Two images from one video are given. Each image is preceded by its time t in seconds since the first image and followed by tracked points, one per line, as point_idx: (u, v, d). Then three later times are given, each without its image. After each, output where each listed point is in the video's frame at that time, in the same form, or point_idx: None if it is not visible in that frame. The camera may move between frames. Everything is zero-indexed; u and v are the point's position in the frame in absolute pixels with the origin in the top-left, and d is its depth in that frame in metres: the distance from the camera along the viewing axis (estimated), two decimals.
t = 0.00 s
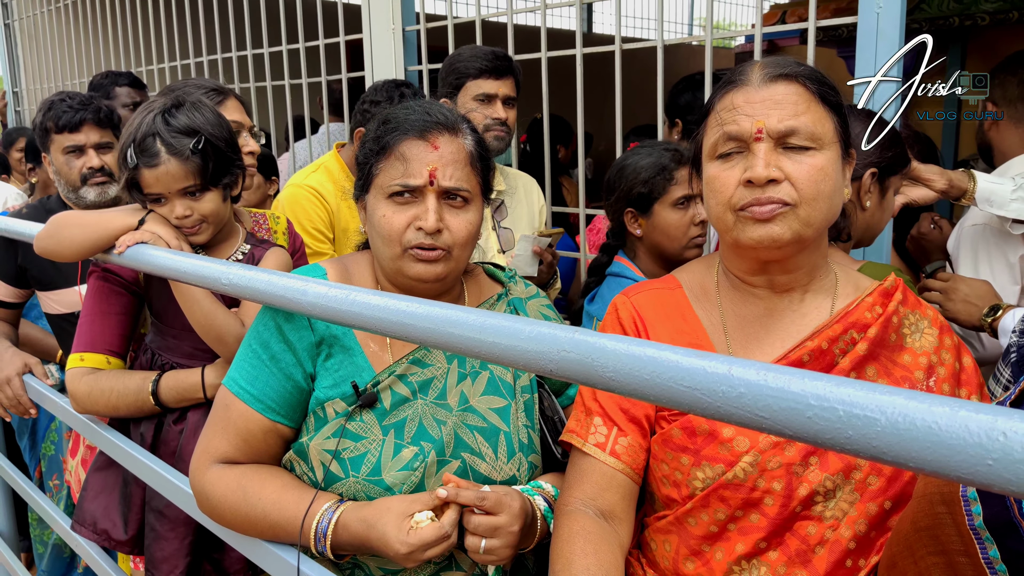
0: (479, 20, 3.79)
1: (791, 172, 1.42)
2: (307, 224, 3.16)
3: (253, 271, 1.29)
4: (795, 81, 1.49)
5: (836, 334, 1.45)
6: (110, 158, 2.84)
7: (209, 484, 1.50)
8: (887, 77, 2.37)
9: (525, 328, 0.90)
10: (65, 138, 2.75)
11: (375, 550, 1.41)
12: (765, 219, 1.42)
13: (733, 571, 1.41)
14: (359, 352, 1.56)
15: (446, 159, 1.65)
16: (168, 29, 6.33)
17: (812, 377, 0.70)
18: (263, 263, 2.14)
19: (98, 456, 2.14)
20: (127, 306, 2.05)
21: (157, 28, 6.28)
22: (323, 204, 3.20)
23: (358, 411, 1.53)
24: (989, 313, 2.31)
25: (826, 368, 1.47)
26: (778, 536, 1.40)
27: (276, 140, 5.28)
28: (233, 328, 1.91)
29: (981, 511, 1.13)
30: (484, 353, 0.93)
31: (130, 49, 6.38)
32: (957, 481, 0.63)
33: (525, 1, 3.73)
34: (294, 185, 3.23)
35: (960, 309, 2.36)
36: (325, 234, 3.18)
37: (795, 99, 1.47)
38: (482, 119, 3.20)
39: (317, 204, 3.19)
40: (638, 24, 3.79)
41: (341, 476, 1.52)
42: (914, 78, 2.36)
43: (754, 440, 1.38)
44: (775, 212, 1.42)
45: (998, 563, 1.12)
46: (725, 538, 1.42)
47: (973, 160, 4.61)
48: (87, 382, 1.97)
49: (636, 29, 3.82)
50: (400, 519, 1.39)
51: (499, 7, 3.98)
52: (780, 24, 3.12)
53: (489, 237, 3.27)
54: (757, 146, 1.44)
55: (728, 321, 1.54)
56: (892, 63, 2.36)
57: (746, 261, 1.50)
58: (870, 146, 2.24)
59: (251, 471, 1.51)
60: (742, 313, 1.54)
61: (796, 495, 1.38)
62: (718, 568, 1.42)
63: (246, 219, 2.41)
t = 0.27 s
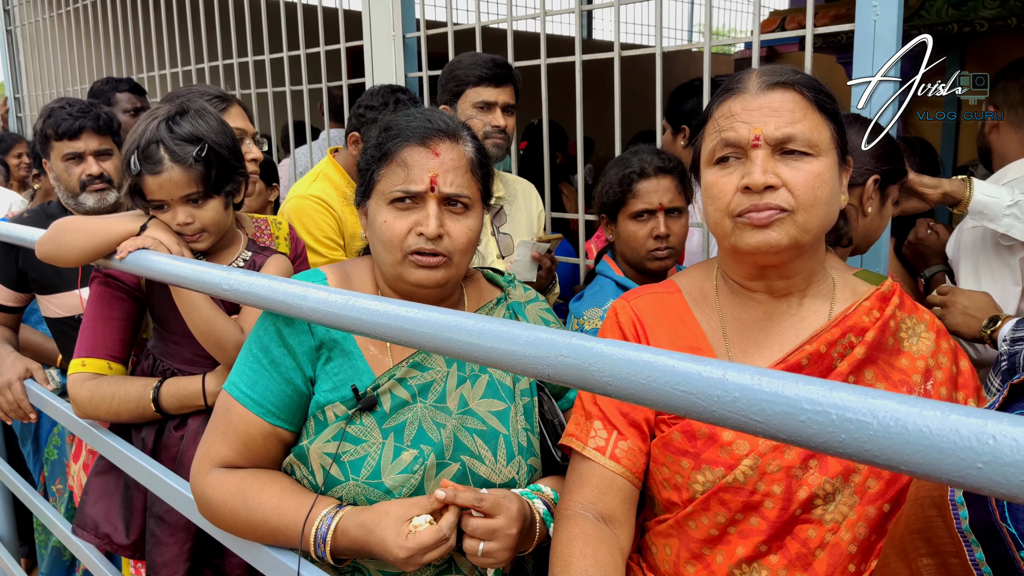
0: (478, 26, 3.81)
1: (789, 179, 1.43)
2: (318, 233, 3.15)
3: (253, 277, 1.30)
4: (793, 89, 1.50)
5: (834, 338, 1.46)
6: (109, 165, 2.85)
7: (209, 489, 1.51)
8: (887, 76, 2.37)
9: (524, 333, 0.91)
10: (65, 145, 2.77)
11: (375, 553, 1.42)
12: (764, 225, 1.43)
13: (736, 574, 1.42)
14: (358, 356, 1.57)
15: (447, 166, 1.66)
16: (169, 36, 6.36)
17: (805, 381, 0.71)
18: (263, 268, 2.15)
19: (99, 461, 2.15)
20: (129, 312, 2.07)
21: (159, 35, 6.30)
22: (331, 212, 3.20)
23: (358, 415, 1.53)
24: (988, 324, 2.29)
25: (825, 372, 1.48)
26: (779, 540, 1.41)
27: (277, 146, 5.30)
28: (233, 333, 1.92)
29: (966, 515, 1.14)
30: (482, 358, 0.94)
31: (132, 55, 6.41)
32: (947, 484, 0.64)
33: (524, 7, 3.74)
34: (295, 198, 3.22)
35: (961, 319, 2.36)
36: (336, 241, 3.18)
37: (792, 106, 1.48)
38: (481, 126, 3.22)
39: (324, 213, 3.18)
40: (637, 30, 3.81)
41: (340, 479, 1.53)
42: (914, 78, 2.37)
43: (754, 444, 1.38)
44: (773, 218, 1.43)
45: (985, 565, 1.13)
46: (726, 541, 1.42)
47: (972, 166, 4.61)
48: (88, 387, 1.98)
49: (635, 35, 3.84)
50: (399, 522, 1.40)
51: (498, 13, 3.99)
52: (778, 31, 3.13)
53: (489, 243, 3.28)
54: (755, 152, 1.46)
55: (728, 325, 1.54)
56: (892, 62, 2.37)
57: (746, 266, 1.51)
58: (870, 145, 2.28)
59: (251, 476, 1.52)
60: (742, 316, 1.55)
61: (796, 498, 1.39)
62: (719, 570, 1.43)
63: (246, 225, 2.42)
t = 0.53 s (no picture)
0: (479, 30, 3.82)
1: (791, 182, 1.44)
2: (328, 237, 3.15)
3: (254, 280, 1.31)
4: (795, 93, 1.50)
5: (837, 340, 1.46)
6: (109, 170, 2.86)
7: (211, 491, 1.51)
8: (887, 76, 2.38)
9: (524, 335, 0.91)
10: (66, 151, 2.78)
11: (377, 555, 1.42)
12: (767, 228, 1.44)
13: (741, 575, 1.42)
14: (359, 359, 1.57)
15: (450, 169, 1.67)
16: (170, 41, 6.38)
17: (805, 382, 0.72)
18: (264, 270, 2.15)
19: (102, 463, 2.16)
20: (133, 317, 2.08)
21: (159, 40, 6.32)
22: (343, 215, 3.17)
23: (358, 416, 1.54)
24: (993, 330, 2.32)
25: (828, 373, 1.48)
26: (783, 541, 1.41)
27: (278, 150, 5.31)
28: (235, 335, 1.92)
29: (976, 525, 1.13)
30: (483, 360, 0.94)
31: (132, 59, 6.43)
32: (946, 484, 0.64)
33: (524, 11, 3.75)
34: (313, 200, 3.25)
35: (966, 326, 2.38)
36: (346, 244, 3.15)
37: (795, 110, 1.48)
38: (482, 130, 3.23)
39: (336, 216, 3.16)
40: (637, 34, 3.82)
41: (341, 481, 1.53)
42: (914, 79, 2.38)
43: (758, 445, 1.39)
44: (776, 221, 1.43)
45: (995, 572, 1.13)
46: (730, 542, 1.42)
47: (972, 169, 4.62)
48: (92, 391, 1.99)
49: (635, 39, 3.85)
50: (400, 523, 1.40)
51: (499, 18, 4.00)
52: (777, 36, 3.15)
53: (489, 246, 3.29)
54: (757, 156, 1.46)
55: (731, 327, 1.55)
56: (892, 62, 2.37)
57: (748, 268, 1.52)
58: (870, 145, 2.29)
59: (252, 477, 1.52)
60: (744, 318, 1.55)
61: (800, 499, 1.39)
62: (723, 572, 1.43)
63: (246, 228, 2.42)
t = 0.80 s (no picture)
0: (479, 30, 3.82)
1: (795, 180, 1.44)
2: (334, 229, 3.14)
3: (255, 278, 1.31)
4: (800, 90, 1.50)
5: (839, 339, 1.47)
6: (110, 171, 2.86)
7: (211, 489, 1.52)
8: (887, 76, 2.38)
9: (524, 332, 0.91)
10: (66, 152, 2.77)
11: (377, 553, 1.42)
12: (772, 225, 1.44)
13: (744, 574, 1.42)
14: (359, 357, 1.57)
15: (446, 167, 1.67)
16: (170, 41, 6.39)
17: (804, 378, 0.72)
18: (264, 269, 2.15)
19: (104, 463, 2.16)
20: (135, 317, 2.08)
21: (159, 39, 6.32)
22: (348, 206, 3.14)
23: (358, 414, 1.54)
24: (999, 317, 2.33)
25: (830, 372, 1.48)
26: (787, 540, 1.41)
27: (278, 149, 5.31)
28: (236, 332, 1.93)
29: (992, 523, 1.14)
30: (483, 357, 0.94)
31: (132, 59, 6.44)
32: (945, 480, 0.64)
33: (525, 11, 3.76)
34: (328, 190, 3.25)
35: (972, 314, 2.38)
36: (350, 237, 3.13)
37: (799, 108, 1.48)
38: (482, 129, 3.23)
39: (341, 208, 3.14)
40: (637, 34, 3.82)
41: (340, 479, 1.53)
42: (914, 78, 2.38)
43: (761, 444, 1.39)
44: (782, 218, 1.44)
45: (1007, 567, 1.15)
46: (733, 542, 1.43)
47: (972, 169, 4.63)
48: (96, 391, 1.99)
49: (635, 39, 3.85)
50: (400, 521, 1.41)
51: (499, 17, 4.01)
52: (778, 35, 3.15)
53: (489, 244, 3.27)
54: (761, 154, 1.46)
55: (733, 325, 1.55)
56: (892, 63, 2.38)
57: (751, 266, 1.52)
58: (870, 145, 2.30)
59: (252, 476, 1.53)
60: (746, 317, 1.55)
61: (803, 498, 1.39)
62: (726, 571, 1.43)
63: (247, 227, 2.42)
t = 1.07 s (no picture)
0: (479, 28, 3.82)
1: (797, 179, 1.44)
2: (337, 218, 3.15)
3: (254, 277, 1.31)
4: (801, 90, 1.50)
5: (839, 338, 1.47)
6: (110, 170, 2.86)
7: (211, 487, 1.52)
8: (887, 77, 2.38)
9: (523, 331, 0.91)
10: (66, 151, 2.78)
11: (377, 552, 1.42)
12: (773, 224, 1.44)
13: (745, 573, 1.42)
14: (358, 355, 1.57)
15: (443, 168, 1.67)
16: (170, 39, 6.39)
17: (800, 376, 0.72)
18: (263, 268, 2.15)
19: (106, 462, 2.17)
20: (134, 315, 2.08)
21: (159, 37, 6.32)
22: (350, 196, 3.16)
23: (358, 413, 1.54)
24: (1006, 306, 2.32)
25: (830, 371, 1.49)
26: (788, 539, 1.41)
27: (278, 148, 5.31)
28: (236, 331, 1.93)
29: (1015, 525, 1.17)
30: (482, 356, 0.95)
31: (132, 58, 6.43)
32: (941, 477, 0.64)
33: (525, 9, 3.75)
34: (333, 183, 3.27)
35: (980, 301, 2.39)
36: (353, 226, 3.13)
37: (800, 107, 1.48)
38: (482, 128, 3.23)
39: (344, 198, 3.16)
40: (637, 32, 3.81)
41: (340, 477, 1.53)
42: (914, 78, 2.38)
43: (763, 443, 1.39)
44: (783, 218, 1.44)
45: None
46: (735, 541, 1.43)
47: (972, 167, 4.62)
48: (96, 388, 1.98)
49: (635, 37, 3.85)
50: (399, 520, 1.41)
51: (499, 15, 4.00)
52: (778, 33, 3.14)
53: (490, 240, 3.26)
54: (763, 153, 1.46)
55: (733, 323, 1.55)
56: (891, 62, 2.38)
57: (751, 264, 1.52)
58: (871, 145, 2.31)
59: (251, 474, 1.53)
60: (746, 316, 1.55)
61: (804, 497, 1.39)
62: (728, 570, 1.43)
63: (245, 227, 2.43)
